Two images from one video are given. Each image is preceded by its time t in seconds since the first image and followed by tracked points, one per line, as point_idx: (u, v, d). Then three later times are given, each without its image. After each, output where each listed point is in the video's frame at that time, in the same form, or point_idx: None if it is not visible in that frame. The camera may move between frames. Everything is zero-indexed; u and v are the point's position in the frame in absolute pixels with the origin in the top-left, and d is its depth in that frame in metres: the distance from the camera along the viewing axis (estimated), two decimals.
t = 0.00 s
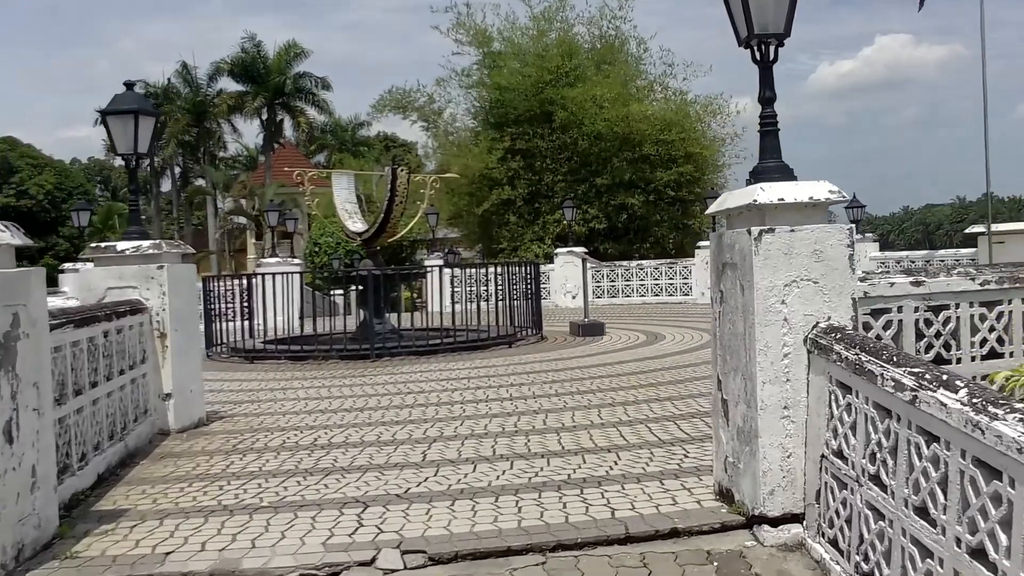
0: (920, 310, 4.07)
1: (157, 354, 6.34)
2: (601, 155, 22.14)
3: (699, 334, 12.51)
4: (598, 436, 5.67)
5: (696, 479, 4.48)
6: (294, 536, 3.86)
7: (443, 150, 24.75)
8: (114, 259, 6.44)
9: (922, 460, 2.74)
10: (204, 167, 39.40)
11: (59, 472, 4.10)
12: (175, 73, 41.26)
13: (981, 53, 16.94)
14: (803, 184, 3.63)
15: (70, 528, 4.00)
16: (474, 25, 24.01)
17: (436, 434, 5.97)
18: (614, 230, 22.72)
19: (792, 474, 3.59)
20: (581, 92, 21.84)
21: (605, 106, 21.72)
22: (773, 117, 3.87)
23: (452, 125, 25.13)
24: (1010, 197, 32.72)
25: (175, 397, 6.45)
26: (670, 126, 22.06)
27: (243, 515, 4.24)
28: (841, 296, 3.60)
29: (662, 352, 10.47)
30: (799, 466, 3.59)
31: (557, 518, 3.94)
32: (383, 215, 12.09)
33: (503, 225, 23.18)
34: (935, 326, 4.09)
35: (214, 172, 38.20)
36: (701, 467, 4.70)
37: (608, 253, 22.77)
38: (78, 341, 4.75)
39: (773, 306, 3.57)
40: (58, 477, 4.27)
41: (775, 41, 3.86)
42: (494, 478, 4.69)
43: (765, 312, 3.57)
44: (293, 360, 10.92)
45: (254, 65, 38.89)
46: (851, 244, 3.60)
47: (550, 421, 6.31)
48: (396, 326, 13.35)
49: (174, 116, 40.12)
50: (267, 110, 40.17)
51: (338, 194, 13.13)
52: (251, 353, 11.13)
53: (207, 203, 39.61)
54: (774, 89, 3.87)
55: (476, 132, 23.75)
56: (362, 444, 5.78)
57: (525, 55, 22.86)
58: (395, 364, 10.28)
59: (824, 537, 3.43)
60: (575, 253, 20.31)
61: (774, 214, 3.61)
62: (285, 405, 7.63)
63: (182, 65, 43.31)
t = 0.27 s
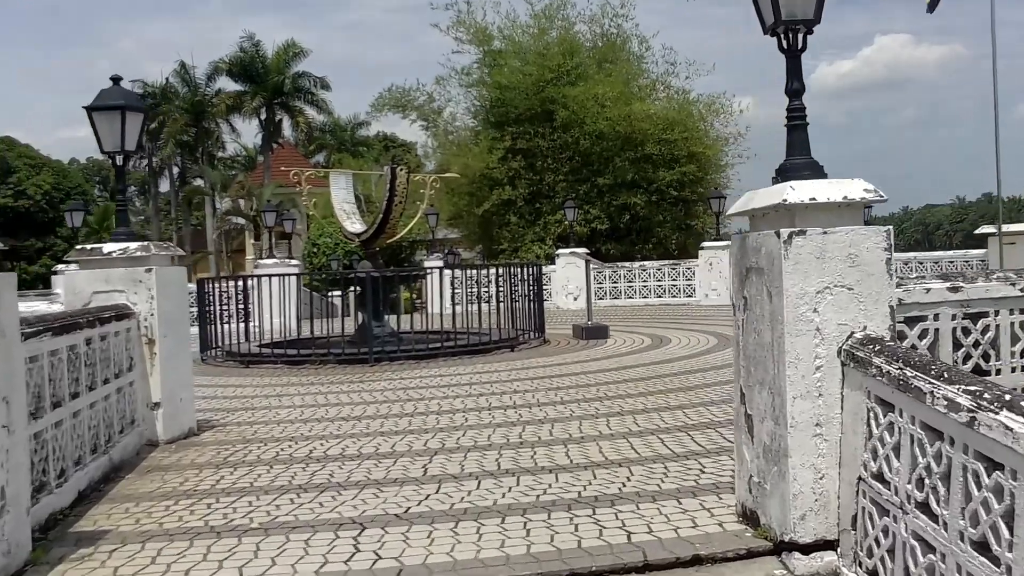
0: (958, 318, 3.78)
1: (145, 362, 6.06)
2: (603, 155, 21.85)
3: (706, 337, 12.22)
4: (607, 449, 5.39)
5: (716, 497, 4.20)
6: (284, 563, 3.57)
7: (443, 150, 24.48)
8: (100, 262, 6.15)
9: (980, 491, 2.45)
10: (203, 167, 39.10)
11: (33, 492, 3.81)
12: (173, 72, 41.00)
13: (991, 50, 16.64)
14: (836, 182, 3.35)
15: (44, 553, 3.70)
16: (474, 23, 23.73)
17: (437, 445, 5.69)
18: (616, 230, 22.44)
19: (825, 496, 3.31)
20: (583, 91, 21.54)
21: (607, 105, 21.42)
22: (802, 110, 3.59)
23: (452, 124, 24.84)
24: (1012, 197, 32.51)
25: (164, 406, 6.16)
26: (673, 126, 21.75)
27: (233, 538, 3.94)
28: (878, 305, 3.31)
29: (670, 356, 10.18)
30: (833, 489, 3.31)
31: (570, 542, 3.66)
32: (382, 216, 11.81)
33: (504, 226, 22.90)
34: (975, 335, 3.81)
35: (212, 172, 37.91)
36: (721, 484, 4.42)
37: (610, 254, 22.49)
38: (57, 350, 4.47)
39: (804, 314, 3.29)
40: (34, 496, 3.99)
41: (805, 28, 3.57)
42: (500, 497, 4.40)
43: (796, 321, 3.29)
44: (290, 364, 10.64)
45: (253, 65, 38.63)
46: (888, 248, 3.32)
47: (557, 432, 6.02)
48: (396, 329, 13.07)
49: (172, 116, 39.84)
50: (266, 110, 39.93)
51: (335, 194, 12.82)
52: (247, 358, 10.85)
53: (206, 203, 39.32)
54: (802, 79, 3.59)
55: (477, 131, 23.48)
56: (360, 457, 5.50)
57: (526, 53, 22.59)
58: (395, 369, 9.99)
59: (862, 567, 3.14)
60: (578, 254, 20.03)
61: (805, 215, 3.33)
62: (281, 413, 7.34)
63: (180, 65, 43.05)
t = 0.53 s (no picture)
0: (1004, 337, 3.50)
1: (134, 376, 5.78)
2: (605, 156, 21.59)
3: (713, 344, 11.96)
4: (619, 470, 5.12)
5: (740, 528, 3.93)
6: None
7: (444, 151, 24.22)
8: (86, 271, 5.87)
9: None
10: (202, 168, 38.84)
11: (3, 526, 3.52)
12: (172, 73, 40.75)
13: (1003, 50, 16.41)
14: (875, 192, 3.07)
15: None
16: (475, 23, 23.46)
17: (440, 465, 5.42)
18: (619, 232, 22.17)
19: (865, 535, 3.03)
20: (585, 91, 21.28)
21: (610, 106, 21.16)
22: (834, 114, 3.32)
23: (452, 125, 24.57)
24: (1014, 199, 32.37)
25: (153, 422, 5.88)
26: (677, 127, 21.46)
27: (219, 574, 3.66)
28: (924, 326, 3.02)
29: (678, 365, 9.91)
30: (874, 528, 3.03)
31: None
32: (382, 219, 11.53)
33: (505, 228, 22.63)
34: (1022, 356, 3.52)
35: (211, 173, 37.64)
36: (744, 513, 4.14)
37: (613, 257, 22.25)
38: (35, 370, 4.20)
39: (843, 335, 3.01)
40: (7, 528, 3.71)
41: (838, 25, 3.31)
42: (508, 527, 4.13)
43: (834, 344, 3.01)
44: (288, 373, 10.36)
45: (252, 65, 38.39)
46: (932, 264, 3.04)
47: (565, 450, 5.75)
48: (396, 335, 12.79)
49: (171, 117, 39.59)
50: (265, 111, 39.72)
51: (334, 197, 12.54)
52: (244, 366, 10.57)
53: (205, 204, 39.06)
54: (837, 79, 3.32)
55: (478, 132, 23.21)
56: (359, 479, 5.22)
57: (528, 53, 22.32)
58: (395, 378, 9.73)
59: None
60: (581, 257, 19.76)
61: (842, 228, 3.06)
62: (278, 426, 7.07)
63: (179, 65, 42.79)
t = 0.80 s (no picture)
0: None
1: (118, 383, 5.50)
2: (607, 156, 21.32)
3: (719, 346, 11.69)
4: (629, 483, 4.84)
5: (763, 550, 3.65)
6: None
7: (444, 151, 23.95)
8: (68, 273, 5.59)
9: None
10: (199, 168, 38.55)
11: None
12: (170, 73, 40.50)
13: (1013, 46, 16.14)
14: (918, 187, 2.79)
15: None
16: (475, 20, 23.18)
17: (440, 478, 5.14)
18: (621, 232, 21.89)
19: (909, 565, 2.75)
20: (586, 89, 20.99)
21: (612, 104, 20.88)
22: (871, 104, 3.05)
23: (452, 124, 24.28)
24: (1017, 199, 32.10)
25: (138, 432, 5.59)
26: (679, 126, 21.17)
27: None
28: (972, 335, 2.73)
29: (683, 369, 9.64)
30: (918, 557, 2.74)
31: None
32: (380, 219, 11.26)
33: (505, 228, 22.34)
34: None
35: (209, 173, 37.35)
36: (766, 532, 3.87)
37: (614, 257, 21.97)
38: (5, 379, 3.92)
39: (882, 346, 2.73)
40: None
41: (874, 7, 3.03)
42: (512, 548, 3.85)
43: (873, 355, 2.73)
44: (283, 376, 10.08)
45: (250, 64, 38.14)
46: (982, 270, 2.73)
47: (570, 460, 5.48)
48: (395, 338, 12.51)
49: (169, 116, 39.30)
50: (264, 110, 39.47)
51: (331, 196, 12.24)
52: (238, 369, 10.29)
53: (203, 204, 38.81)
54: (873, 66, 3.07)
55: (478, 131, 22.94)
56: (352, 493, 4.94)
57: (528, 51, 22.02)
58: (393, 382, 9.44)
59: None
60: (582, 257, 19.49)
61: (881, 227, 2.78)
62: (271, 435, 6.79)
63: (177, 64, 42.54)
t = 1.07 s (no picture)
0: None
1: (95, 397, 5.20)
2: (607, 156, 21.04)
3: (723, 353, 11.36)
4: (635, 506, 4.54)
5: None
6: None
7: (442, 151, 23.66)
8: (43, 281, 5.29)
9: None
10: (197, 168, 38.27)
11: None
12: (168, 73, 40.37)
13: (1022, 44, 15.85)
14: (966, 191, 2.48)
15: None
16: (473, 19, 22.90)
17: (435, 499, 4.84)
18: (622, 234, 21.60)
19: None
20: (586, 88, 20.70)
21: (612, 104, 20.60)
22: (909, 101, 2.75)
23: (450, 124, 23.99)
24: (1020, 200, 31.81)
25: (117, 448, 5.28)
26: (681, 125, 20.87)
27: None
28: None
29: (688, 376, 9.31)
30: None
31: None
32: (376, 222, 10.96)
33: (505, 229, 22.05)
34: None
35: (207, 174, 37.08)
36: (787, 567, 3.57)
37: (615, 259, 21.67)
38: None
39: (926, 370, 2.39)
40: None
41: None
42: None
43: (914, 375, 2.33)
44: (275, 384, 9.75)
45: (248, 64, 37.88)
46: None
47: (572, 479, 5.18)
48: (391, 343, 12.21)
49: (167, 116, 39.04)
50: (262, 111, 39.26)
51: (326, 199, 11.93)
52: (228, 376, 9.96)
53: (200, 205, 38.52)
54: (911, 59, 2.78)
55: (476, 132, 22.65)
56: (342, 515, 4.65)
57: (528, 50, 21.72)
58: (389, 390, 9.14)
59: None
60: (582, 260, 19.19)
61: (924, 236, 2.47)
62: (260, 449, 6.48)
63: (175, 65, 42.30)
